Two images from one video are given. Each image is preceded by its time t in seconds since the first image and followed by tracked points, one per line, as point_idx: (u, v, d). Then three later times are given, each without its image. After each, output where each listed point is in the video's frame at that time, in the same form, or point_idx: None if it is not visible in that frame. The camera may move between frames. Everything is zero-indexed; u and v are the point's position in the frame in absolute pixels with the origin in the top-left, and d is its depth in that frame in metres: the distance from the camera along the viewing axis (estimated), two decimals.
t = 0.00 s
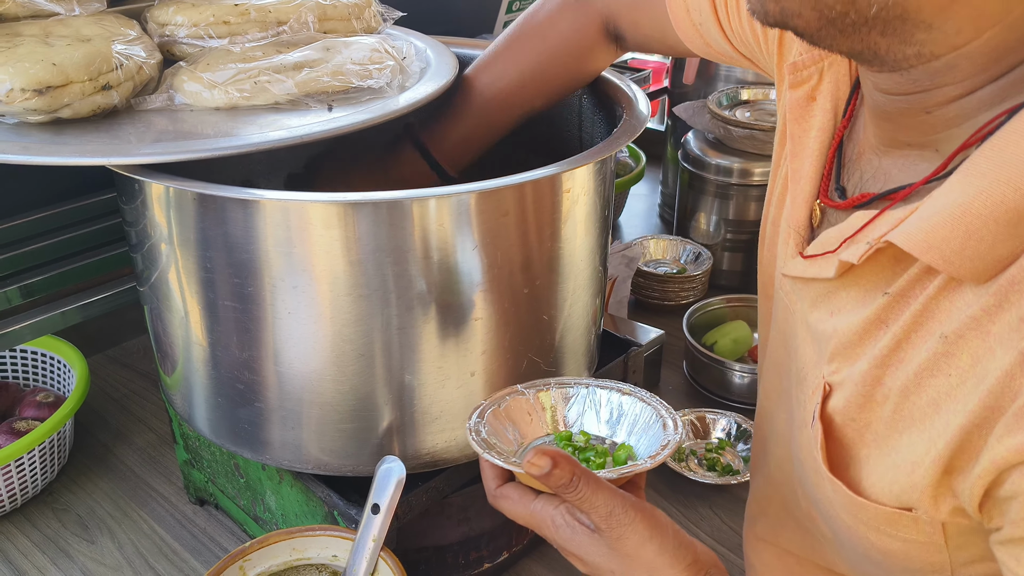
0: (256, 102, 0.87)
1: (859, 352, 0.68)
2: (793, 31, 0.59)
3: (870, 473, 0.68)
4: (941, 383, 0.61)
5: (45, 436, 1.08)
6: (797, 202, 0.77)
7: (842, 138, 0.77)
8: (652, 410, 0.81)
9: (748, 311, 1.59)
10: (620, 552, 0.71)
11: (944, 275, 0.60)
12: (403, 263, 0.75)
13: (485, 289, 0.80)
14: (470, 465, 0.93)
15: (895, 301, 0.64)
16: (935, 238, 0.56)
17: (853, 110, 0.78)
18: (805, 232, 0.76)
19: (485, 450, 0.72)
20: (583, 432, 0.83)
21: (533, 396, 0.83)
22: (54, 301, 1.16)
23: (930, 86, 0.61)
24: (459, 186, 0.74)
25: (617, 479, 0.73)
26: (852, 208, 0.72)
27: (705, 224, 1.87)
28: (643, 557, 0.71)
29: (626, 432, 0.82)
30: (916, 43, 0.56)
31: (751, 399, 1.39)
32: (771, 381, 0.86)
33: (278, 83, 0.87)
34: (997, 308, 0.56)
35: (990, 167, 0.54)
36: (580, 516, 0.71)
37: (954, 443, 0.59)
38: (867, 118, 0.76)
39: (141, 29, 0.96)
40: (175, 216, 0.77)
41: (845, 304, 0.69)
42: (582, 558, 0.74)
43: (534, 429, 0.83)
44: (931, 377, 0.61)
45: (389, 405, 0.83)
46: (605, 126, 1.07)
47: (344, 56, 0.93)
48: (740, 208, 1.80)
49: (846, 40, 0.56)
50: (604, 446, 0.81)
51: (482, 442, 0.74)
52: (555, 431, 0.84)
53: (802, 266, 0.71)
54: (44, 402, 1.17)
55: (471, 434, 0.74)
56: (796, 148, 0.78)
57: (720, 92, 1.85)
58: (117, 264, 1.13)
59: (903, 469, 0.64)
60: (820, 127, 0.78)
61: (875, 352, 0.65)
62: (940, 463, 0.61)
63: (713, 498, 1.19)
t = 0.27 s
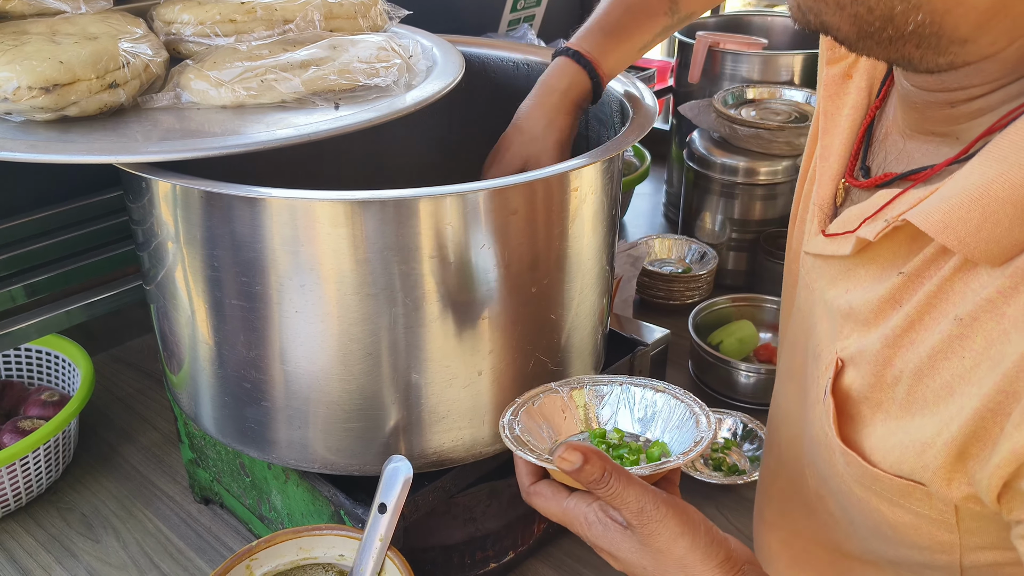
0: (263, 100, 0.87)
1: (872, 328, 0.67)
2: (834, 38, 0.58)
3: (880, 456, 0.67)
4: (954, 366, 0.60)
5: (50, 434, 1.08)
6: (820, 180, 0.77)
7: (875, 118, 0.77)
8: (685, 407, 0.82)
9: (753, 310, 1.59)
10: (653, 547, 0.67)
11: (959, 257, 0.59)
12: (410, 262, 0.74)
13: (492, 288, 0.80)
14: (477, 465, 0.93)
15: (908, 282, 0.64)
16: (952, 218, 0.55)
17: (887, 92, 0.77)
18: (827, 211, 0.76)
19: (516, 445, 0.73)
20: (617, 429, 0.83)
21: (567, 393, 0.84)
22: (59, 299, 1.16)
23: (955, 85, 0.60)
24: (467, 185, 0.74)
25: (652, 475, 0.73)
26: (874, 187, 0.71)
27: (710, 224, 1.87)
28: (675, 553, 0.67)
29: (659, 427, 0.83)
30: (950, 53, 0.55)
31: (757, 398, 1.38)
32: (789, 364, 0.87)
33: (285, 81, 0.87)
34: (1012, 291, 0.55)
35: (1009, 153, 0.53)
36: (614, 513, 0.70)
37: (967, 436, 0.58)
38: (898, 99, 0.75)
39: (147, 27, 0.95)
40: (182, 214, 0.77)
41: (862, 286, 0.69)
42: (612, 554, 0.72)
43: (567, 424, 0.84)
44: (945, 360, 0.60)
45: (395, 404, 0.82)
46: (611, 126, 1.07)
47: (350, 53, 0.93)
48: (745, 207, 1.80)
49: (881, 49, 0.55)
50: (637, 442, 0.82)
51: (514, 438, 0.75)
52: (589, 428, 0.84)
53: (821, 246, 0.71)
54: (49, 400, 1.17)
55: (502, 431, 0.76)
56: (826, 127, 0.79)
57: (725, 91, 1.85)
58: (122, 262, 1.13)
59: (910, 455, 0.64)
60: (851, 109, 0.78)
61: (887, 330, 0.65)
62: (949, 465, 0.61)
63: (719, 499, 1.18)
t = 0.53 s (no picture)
0: (261, 98, 0.87)
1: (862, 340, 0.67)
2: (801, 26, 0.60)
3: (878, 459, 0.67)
4: (948, 366, 0.60)
5: (49, 433, 1.08)
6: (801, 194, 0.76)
7: (847, 129, 0.78)
8: (660, 421, 0.82)
9: (754, 310, 1.58)
10: (636, 559, 0.71)
11: (948, 258, 0.59)
12: (407, 260, 0.74)
13: (490, 286, 0.80)
14: (474, 464, 0.93)
15: (898, 287, 0.64)
16: (939, 221, 0.55)
17: (858, 101, 0.78)
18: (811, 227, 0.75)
19: (495, 462, 0.72)
20: (592, 448, 0.83)
21: (540, 412, 0.83)
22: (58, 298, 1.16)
23: (932, 80, 0.62)
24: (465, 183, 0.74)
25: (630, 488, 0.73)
26: (854, 197, 0.72)
27: (710, 223, 1.86)
28: (658, 563, 0.71)
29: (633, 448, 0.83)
30: (922, 39, 0.57)
31: (757, 398, 1.38)
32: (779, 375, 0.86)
33: (282, 80, 0.87)
34: (1004, 289, 0.55)
35: (995, 150, 0.54)
36: (595, 528, 0.73)
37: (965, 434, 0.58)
38: (872, 107, 0.76)
39: (145, 26, 0.95)
40: (179, 213, 0.76)
41: (851, 296, 0.69)
42: (593, 568, 0.74)
43: (542, 442, 0.83)
44: (939, 361, 0.60)
45: (393, 403, 0.82)
46: (609, 122, 1.06)
47: (348, 52, 0.92)
48: (746, 206, 1.79)
49: (852, 35, 0.57)
50: (614, 460, 0.82)
51: (494, 456, 0.74)
52: (566, 447, 0.84)
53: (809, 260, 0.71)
54: (48, 399, 1.17)
55: (479, 447, 0.75)
56: (802, 139, 0.79)
57: (725, 89, 1.84)
58: (121, 261, 1.13)
59: (912, 458, 0.63)
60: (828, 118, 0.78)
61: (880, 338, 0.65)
62: (946, 464, 0.61)
63: (718, 498, 1.18)
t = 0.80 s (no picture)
0: (260, 103, 0.86)
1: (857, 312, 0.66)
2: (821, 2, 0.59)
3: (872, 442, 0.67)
4: (931, 327, 0.60)
5: (47, 437, 1.08)
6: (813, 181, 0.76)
7: (865, 116, 0.77)
8: (629, 316, 0.76)
9: (753, 313, 1.58)
10: (574, 430, 0.66)
11: (946, 227, 0.58)
12: (406, 267, 0.74)
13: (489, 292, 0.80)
14: (473, 470, 0.93)
15: (898, 259, 0.63)
16: (940, 187, 0.55)
17: (876, 90, 0.77)
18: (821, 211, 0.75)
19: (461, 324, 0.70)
20: (562, 333, 0.78)
21: (521, 296, 0.78)
22: (57, 302, 1.16)
23: (948, 56, 0.61)
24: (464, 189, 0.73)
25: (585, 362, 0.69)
26: (865, 180, 0.72)
27: (711, 226, 1.86)
28: (596, 434, 0.66)
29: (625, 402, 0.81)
30: (943, 11, 0.56)
31: (756, 402, 1.38)
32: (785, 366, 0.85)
33: (281, 85, 0.87)
34: (996, 253, 0.54)
35: (1001, 121, 0.53)
36: (543, 397, 0.68)
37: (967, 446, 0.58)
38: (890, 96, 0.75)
39: (144, 30, 0.95)
40: (178, 218, 0.76)
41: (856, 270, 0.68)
42: (535, 437, 0.70)
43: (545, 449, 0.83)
44: (931, 342, 0.60)
45: (391, 409, 0.82)
46: (609, 127, 1.06)
47: (347, 57, 0.92)
48: (746, 209, 1.79)
49: (877, 9, 0.55)
50: (582, 345, 0.77)
51: (460, 322, 0.70)
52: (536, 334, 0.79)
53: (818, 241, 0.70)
54: (47, 403, 1.17)
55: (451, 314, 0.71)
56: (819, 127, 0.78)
57: (725, 93, 1.86)
58: (120, 265, 1.13)
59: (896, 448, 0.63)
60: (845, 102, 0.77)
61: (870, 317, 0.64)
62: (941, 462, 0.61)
63: (718, 503, 1.18)
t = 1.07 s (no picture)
0: (270, 101, 0.86)
1: (879, 305, 0.67)
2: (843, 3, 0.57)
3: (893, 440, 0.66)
4: (966, 342, 0.59)
5: (54, 435, 1.07)
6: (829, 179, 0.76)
7: (882, 114, 0.76)
8: (663, 375, 0.77)
9: (761, 314, 1.58)
10: (629, 511, 0.66)
11: (974, 234, 0.57)
12: (417, 265, 0.74)
13: (499, 291, 0.79)
14: (482, 469, 0.92)
15: (922, 264, 0.63)
16: (967, 193, 0.54)
17: (895, 86, 0.76)
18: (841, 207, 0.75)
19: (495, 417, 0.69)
20: (595, 402, 0.78)
21: (544, 370, 0.79)
22: (64, 300, 1.16)
23: (972, 55, 0.61)
24: (476, 187, 0.73)
25: (624, 441, 0.68)
26: (883, 178, 0.70)
27: (718, 226, 1.86)
28: (652, 517, 0.66)
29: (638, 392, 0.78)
30: (967, 9, 0.55)
31: (765, 403, 1.37)
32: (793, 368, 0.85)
33: (291, 82, 0.87)
34: None
35: None
36: (589, 480, 0.67)
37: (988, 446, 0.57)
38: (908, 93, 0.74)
39: (153, 27, 0.95)
40: (187, 215, 0.76)
41: (879, 270, 0.67)
42: (587, 523, 0.69)
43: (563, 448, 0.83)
44: (957, 336, 0.59)
45: (401, 408, 0.82)
46: (619, 126, 1.05)
47: (357, 54, 0.92)
48: (753, 209, 1.79)
49: (900, 8, 0.54)
50: (618, 414, 0.77)
51: (492, 415, 0.69)
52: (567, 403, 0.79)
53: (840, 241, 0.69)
54: (54, 401, 1.16)
55: (480, 403, 0.70)
56: (833, 125, 0.78)
57: (733, 93, 1.85)
58: (127, 263, 1.13)
59: (924, 434, 0.63)
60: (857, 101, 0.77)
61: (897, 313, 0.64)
62: (957, 441, 0.60)
63: (727, 504, 1.17)
